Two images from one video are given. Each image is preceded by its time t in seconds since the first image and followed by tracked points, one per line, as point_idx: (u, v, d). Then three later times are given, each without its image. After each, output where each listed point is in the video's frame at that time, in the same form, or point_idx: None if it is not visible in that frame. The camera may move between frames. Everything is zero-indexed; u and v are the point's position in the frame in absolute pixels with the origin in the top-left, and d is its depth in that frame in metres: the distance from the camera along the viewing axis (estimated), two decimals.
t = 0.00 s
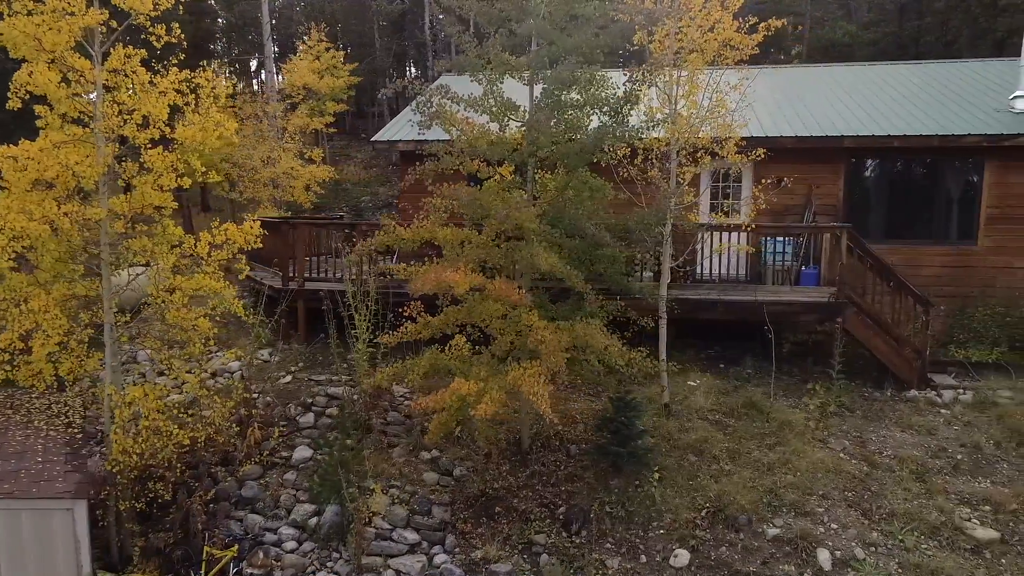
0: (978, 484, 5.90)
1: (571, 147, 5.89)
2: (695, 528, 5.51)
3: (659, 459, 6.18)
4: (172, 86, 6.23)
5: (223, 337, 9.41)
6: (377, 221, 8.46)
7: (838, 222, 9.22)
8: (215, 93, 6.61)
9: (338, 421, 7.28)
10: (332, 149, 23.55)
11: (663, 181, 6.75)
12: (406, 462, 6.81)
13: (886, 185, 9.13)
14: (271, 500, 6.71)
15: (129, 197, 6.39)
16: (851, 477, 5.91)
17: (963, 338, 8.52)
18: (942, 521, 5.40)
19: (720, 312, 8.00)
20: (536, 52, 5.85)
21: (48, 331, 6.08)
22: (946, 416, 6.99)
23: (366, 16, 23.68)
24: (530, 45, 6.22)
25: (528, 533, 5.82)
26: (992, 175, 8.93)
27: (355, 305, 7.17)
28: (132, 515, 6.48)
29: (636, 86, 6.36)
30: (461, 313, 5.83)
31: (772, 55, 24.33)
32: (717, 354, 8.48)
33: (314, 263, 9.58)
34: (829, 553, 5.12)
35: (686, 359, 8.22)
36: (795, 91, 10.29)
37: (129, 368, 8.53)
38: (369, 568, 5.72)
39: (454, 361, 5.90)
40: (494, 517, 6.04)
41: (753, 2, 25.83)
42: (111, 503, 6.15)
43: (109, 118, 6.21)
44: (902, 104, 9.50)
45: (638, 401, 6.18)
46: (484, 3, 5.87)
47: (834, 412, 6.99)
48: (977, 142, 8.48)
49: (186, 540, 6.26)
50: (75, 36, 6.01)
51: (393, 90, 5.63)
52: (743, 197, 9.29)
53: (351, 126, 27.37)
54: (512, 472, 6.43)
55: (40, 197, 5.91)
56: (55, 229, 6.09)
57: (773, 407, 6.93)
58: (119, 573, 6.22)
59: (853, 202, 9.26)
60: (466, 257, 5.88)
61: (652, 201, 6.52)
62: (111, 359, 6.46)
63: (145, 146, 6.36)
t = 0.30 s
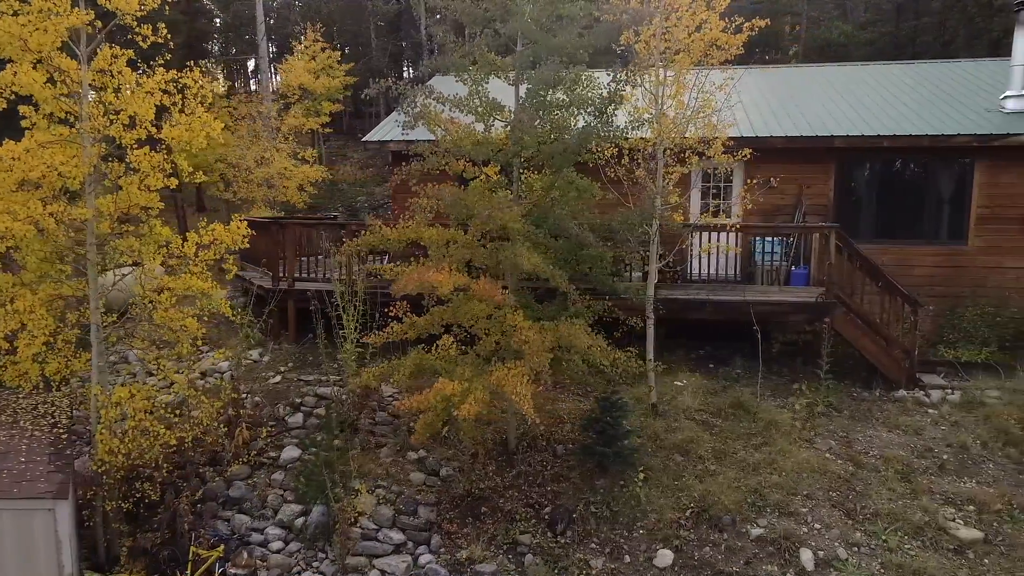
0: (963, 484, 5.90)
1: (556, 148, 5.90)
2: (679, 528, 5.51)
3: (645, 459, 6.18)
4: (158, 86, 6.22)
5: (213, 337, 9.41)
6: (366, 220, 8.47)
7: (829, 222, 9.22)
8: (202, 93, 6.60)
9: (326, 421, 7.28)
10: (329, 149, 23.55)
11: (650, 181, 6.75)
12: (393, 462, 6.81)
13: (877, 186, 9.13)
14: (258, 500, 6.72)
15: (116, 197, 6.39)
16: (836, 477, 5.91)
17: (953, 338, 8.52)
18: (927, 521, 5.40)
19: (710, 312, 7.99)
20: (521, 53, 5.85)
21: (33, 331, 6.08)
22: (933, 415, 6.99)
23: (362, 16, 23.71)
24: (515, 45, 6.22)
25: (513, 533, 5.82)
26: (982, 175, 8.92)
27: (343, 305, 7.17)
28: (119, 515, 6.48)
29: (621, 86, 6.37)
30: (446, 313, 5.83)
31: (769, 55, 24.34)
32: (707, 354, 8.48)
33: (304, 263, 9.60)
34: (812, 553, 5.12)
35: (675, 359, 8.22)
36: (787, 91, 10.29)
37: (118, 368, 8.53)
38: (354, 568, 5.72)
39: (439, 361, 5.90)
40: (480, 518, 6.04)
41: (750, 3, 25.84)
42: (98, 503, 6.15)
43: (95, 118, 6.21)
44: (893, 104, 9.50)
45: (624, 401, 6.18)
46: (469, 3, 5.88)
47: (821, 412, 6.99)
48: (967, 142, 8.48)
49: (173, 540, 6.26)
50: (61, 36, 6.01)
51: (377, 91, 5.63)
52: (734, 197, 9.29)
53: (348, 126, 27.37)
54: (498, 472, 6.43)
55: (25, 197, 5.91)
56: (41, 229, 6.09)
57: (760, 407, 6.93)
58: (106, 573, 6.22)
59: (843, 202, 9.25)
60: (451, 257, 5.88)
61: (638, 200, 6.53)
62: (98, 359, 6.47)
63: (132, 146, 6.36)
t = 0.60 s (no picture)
0: (948, 484, 5.90)
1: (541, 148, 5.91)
2: (663, 528, 5.51)
3: (631, 459, 6.18)
4: (145, 86, 6.23)
5: (204, 337, 9.42)
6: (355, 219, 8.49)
7: (819, 223, 9.23)
8: (189, 93, 6.60)
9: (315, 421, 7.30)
10: (325, 149, 23.57)
11: (636, 181, 6.76)
12: (380, 462, 6.82)
13: (867, 186, 9.14)
14: (245, 500, 6.73)
15: (103, 197, 6.39)
16: (821, 477, 5.91)
17: (942, 338, 8.53)
18: (910, 521, 5.40)
19: (699, 312, 7.99)
20: (505, 53, 5.86)
21: (19, 331, 6.08)
22: (920, 415, 6.99)
23: (359, 16, 23.74)
24: (501, 45, 6.23)
25: (498, 533, 5.83)
26: (972, 174, 8.94)
27: (332, 305, 7.17)
28: (106, 515, 6.48)
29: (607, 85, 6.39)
30: (431, 313, 5.84)
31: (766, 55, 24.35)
32: (696, 354, 8.48)
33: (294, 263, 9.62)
34: (795, 553, 5.12)
35: (664, 358, 8.22)
36: (778, 91, 10.29)
37: (108, 368, 8.54)
38: (339, 567, 5.73)
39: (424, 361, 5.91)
40: (465, 518, 6.05)
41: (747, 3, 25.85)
42: (84, 503, 6.15)
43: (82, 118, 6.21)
44: (884, 104, 9.50)
45: (610, 401, 6.19)
46: (453, 3, 5.88)
47: (808, 412, 6.99)
48: (956, 143, 8.49)
49: (160, 540, 6.27)
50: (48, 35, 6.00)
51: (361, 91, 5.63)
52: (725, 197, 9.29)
53: (345, 126, 27.39)
54: (484, 472, 6.44)
55: (12, 197, 5.93)
56: (27, 229, 6.09)
57: (747, 407, 6.94)
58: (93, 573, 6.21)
59: (834, 202, 9.26)
60: (436, 256, 5.89)
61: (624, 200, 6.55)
62: (86, 360, 6.47)
63: (119, 146, 6.36)
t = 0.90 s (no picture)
0: (932, 484, 5.91)
1: (524, 147, 5.89)
2: (646, 527, 5.52)
3: (615, 459, 6.19)
4: (132, 87, 6.24)
5: (194, 337, 9.43)
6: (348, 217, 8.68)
7: (809, 223, 9.24)
8: (176, 93, 6.61)
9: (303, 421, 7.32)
10: (321, 150, 23.57)
11: (621, 181, 6.77)
12: (366, 462, 6.83)
13: (856, 185, 9.15)
14: (232, 500, 6.73)
15: (89, 197, 6.40)
16: (805, 476, 5.92)
17: (931, 339, 8.54)
18: (893, 521, 5.41)
19: (687, 312, 8.00)
20: (490, 53, 5.87)
21: (5, 331, 6.08)
22: (907, 415, 7.00)
23: (356, 16, 23.76)
24: (486, 46, 6.23)
25: (483, 533, 5.83)
26: (962, 175, 8.93)
27: (320, 305, 7.18)
28: (93, 515, 6.48)
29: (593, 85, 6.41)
30: (416, 313, 5.86)
31: (762, 55, 24.34)
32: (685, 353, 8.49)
33: (284, 264, 9.63)
34: (776, 553, 5.12)
35: (653, 358, 8.23)
36: (769, 91, 10.30)
37: (97, 368, 8.54)
38: (323, 567, 5.73)
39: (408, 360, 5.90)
40: (450, 517, 6.06)
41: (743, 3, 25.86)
42: (71, 502, 6.15)
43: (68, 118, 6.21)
44: (874, 104, 9.51)
45: (595, 401, 6.19)
46: (438, 3, 5.89)
47: (795, 412, 7.00)
48: (945, 143, 8.50)
49: (146, 540, 6.28)
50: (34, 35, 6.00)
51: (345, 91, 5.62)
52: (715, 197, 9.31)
53: (342, 126, 27.39)
54: (470, 472, 6.45)
55: None
56: (13, 229, 6.10)
57: (734, 407, 6.94)
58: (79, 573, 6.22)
59: (824, 202, 9.27)
60: (421, 257, 5.88)
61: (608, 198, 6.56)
62: (72, 360, 6.48)
63: (105, 147, 6.37)
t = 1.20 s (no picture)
0: (915, 483, 5.92)
1: (508, 147, 5.91)
2: (628, 527, 5.53)
3: (600, 459, 6.20)
4: (118, 87, 6.26)
5: (184, 337, 9.44)
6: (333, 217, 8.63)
7: (798, 223, 9.25)
8: (163, 93, 6.63)
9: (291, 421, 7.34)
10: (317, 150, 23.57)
11: (607, 181, 6.78)
12: (352, 461, 6.84)
13: (845, 185, 9.16)
14: (219, 500, 6.74)
15: (75, 197, 6.41)
16: (789, 476, 5.93)
17: (920, 338, 8.55)
18: (874, 520, 5.42)
19: (675, 312, 8.01)
20: (474, 53, 5.88)
21: None
22: (893, 415, 7.01)
23: (352, 16, 23.76)
24: (471, 46, 6.24)
25: (467, 532, 5.85)
26: (951, 174, 8.94)
27: (307, 305, 7.20)
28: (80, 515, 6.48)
29: (577, 85, 6.41)
30: (400, 313, 5.87)
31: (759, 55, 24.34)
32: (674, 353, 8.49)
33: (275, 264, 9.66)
34: (757, 552, 5.13)
35: (642, 358, 8.24)
36: (759, 91, 10.31)
37: (87, 368, 8.55)
38: (307, 566, 5.74)
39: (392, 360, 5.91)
40: (435, 517, 6.08)
41: (740, 2, 25.87)
42: (57, 502, 6.16)
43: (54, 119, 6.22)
44: (864, 104, 9.51)
45: (579, 401, 6.20)
46: (422, 3, 5.90)
47: (781, 411, 7.01)
48: (934, 142, 8.51)
49: (133, 539, 6.29)
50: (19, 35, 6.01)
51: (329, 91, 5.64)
52: (705, 197, 9.33)
53: (338, 126, 27.39)
54: (455, 472, 6.46)
55: None
56: None
57: (720, 407, 6.95)
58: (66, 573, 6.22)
59: (813, 202, 9.28)
60: (405, 257, 5.88)
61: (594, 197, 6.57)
62: (58, 359, 6.48)
63: (92, 147, 6.38)
